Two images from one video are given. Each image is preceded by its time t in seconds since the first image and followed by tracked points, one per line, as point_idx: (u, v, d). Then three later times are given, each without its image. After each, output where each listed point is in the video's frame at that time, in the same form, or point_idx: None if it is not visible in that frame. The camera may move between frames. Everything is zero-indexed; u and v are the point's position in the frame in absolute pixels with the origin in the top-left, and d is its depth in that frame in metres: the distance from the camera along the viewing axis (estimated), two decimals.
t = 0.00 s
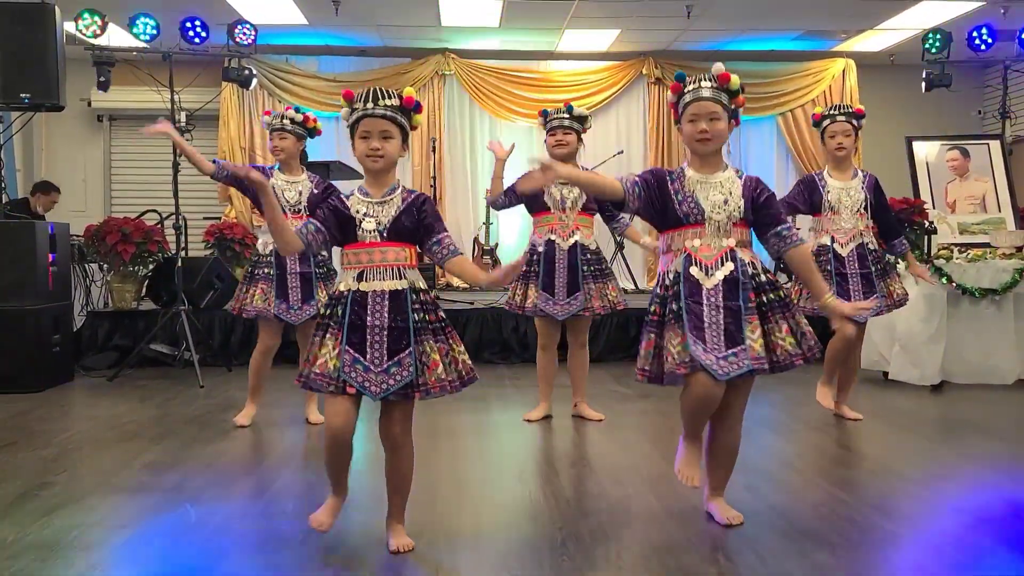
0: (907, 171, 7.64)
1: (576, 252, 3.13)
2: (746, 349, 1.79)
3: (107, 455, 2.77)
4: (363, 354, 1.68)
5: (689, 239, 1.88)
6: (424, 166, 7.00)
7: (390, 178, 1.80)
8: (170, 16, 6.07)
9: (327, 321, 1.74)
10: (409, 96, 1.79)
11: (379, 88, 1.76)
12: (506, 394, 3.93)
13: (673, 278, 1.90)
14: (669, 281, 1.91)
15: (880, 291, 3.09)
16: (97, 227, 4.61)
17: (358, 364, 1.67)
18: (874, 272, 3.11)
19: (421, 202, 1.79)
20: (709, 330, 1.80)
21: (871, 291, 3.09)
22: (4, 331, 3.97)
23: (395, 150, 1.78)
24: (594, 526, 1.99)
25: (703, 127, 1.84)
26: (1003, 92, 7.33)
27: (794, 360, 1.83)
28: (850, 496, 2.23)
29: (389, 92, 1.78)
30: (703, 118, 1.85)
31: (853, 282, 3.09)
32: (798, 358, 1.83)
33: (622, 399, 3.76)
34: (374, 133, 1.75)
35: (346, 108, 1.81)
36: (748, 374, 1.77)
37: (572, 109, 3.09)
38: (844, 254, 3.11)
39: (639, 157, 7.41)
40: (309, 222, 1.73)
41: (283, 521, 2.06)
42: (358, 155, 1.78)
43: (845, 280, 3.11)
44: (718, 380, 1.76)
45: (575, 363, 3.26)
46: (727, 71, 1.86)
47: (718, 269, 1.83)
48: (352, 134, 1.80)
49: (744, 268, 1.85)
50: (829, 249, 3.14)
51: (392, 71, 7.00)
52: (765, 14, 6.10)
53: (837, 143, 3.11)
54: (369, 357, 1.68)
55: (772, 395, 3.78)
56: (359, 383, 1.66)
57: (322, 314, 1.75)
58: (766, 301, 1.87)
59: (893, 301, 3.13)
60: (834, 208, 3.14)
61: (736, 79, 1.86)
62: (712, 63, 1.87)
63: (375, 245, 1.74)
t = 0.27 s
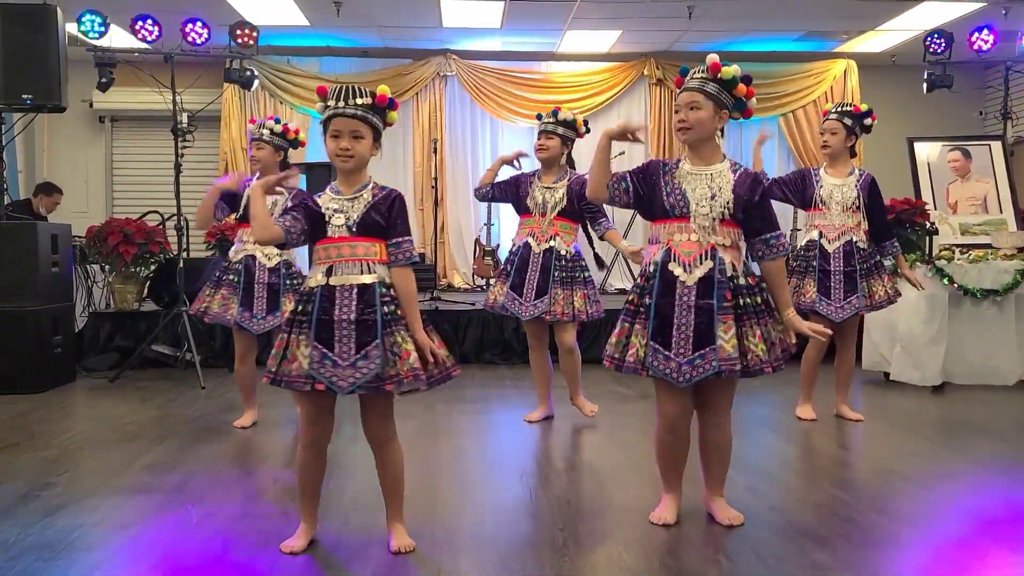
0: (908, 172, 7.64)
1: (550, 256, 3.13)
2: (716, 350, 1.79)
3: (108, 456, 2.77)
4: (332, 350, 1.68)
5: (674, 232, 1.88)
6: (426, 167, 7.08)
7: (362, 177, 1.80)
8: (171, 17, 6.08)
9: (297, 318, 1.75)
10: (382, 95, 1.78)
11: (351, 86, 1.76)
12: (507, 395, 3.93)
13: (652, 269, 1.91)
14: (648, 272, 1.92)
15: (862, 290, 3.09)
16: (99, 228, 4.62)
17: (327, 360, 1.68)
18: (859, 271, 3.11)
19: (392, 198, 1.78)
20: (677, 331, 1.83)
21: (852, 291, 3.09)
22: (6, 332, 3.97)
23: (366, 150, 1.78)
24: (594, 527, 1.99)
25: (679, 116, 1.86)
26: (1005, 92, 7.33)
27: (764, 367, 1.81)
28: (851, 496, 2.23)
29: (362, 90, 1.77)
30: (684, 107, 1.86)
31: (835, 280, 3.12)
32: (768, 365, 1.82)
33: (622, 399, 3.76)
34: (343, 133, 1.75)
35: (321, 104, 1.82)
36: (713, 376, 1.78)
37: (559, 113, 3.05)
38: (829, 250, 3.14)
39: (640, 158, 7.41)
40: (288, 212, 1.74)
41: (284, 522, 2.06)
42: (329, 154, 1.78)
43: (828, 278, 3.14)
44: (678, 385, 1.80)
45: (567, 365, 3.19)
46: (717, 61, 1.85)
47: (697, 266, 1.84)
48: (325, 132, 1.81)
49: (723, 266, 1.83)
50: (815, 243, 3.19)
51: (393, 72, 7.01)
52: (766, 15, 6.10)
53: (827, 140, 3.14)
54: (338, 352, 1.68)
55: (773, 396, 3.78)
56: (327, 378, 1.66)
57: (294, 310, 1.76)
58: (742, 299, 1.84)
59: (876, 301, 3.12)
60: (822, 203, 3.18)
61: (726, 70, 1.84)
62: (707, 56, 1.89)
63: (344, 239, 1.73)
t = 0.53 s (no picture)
0: (909, 173, 7.64)
1: (548, 259, 3.13)
2: (678, 357, 1.78)
3: (109, 456, 2.78)
4: (295, 366, 1.68)
5: (660, 239, 1.89)
6: (428, 167, 7.08)
7: (334, 193, 1.80)
8: (172, 18, 6.08)
9: (263, 328, 1.75)
10: (351, 112, 1.77)
11: (321, 103, 1.78)
12: (508, 395, 3.93)
13: (633, 274, 1.93)
14: (630, 276, 1.94)
15: (843, 293, 3.10)
16: (100, 228, 4.63)
17: (289, 375, 1.68)
18: (842, 274, 3.12)
19: (365, 216, 1.78)
20: (647, 335, 1.83)
21: (833, 291, 3.10)
22: (8, 333, 3.98)
23: (333, 167, 1.76)
24: (594, 527, 2.00)
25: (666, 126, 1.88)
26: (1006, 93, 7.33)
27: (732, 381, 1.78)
28: (850, 497, 2.23)
29: (334, 107, 1.79)
30: (672, 117, 1.88)
31: (817, 281, 3.13)
32: (731, 379, 1.78)
33: (623, 400, 3.76)
34: (310, 150, 1.75)
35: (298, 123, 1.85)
36: (672, 381, 1.77)
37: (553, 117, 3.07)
38: (815, 251, 3.15)
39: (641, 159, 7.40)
40: (260, 220, 1.78)
41: (284, 522, 2.06)
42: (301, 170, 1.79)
43: (811, 278, 3.15)
44: (639, 387, 1.80)
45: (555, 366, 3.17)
46: (709, 72, 1.85)
47: (676, 275, 1.84)
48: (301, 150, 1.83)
49: (704, 281, 1.83)
50: (801, 243, 3.19)
51: (394, 73, 7.02)
52: (767, 16, 6.10)
53: (819, 143, 3.14)
54: (301, 369, 1.68)
55: (773, 397, 3.78)
56: (287, 394, 1.66)
57: (260, 319, 1.77)
58: (715, 314, 1.82)
59: (859, 306, 3.11)
60: (814, 205, 3.18)
61: (716, 80, 1.83)
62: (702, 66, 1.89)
63: (317, 256, 1.74)
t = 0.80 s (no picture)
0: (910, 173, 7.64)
1: (544, 251, 3.12)
2: (687, 355, 1.78)
3: (110, 456, 2.78)
4: (275, 353, 1.69)
5: (660, 235, 1.88)
6: (428, 166, 7.07)
7: (320, 179, 1.79)
8: (173, 18, 6.08)
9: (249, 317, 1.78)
10: (330, 97, 1.75)
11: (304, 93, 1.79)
12: (508, 395, 3.94)
13: (635, 269, 1.92)
14: (631, 272, 1.93)
15: (836, 293, 3.10)
16: (101, 228, 4.63)
17: (268, 362, 1.69)
18: (835, 273, 3.12)
19: (348, 203, 1.75)
20: (653, 333, 1.82)
21: (826, 291, 3.09)
22: (9, 333, 3.98)
23: (312, 152, 1.76)
24: (596, 527, 2.00)
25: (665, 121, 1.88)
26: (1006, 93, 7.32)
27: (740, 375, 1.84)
28: (851, 497, 2.23)
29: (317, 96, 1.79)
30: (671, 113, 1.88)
31: (811, 280, 3.13)
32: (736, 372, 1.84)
33: (623, 400, 3.76)
34: (289, 137, 1.76)
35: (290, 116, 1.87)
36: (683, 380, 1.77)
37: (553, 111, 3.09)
38: (809, 250, 3.15)
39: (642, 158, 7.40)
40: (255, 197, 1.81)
41: (286, 522, 2.07)
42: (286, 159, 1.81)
43: (804, 278, 3.15)
44: (649, 386, 1.80)
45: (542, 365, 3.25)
46: (707, 69, 1.84)
47: (678, 272, 1.84)
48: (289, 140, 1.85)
49: (704, 276, 1.84)
50: (795, 243, 3.20)
51: (395, 73, 7.03)
52: (767, 16, 6.10)
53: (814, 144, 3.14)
54: (280, 356, 1.69)
55: (774, 397, 3.78)
56: (266, 382, 1.67)
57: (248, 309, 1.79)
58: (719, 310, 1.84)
59: (849, 305, 3.11)
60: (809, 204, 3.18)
61: (715, 76, 1.82)
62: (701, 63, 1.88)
63: (300, 243, 1.74)
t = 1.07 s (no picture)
0: (911, 172, 7.64)
1: (554, 251, 3.14)
2: (691, 346, 1.77)
3: (111, 456, 2.78)
4: (259, 346, 1.70)
5: (662, 228, 1.88)
6: (429, 166, 7.08)
7: (322, 179, 1.79)
8: (174, 17, 6.08)
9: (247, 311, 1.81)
10: (325, 98, 1.74)
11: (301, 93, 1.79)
12: (509, 395, 3.94)
13: (640, 263, 1.92)
14: (637, 265, 1.93)
15: (834, 290, 3.14)
16: (102, 227, 4.63)
17: (252, 356, 1.70)
18: (834, 270, 3.15)
19: (348, 200, 1.75)
20: (657, 327, 1.83)
21: (825, 288, 3.13)
22: (9, 333, 3.98)
23: (309, 156, 1.76)
24: (597, 526, 2.00)
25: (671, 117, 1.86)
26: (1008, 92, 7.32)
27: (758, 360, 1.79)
28: (854, 497, 2.23)
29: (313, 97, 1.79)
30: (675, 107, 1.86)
31: (810, 277, 3.15)
32: (747, 360, 1.78)
33: (624, 399, 3.76)
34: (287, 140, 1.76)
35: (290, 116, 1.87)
36: (688, 372, 1.77)
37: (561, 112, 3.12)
38: (808, 248, 3.16)
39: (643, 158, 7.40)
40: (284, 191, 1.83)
41: (286, 521, 2.06)
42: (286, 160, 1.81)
43: (804, 275, 3.16)
44: (654, 379, 1.81)
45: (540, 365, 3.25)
46: (707, 60, 1.82)
47: (680, 264, 1.84)
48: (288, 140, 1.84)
49: (706, 266, 1.83)
50: (795, 239, 3.22)
51: (396, 72, 7.02)
52: (768, 16, 6.10)
53: (815, 141, 3.13)
54: (263, 349, 1.69)
55: (775, 396, 3.79)
56: (248, 374, 1.69)
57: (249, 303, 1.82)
58: (722, 301, 1.82)
59: (848, 303, 3.13)
60: (808, 201, 3.19)
61: (717, 69, 1.82)
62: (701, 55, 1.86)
63: (293, 239, 1.75)
